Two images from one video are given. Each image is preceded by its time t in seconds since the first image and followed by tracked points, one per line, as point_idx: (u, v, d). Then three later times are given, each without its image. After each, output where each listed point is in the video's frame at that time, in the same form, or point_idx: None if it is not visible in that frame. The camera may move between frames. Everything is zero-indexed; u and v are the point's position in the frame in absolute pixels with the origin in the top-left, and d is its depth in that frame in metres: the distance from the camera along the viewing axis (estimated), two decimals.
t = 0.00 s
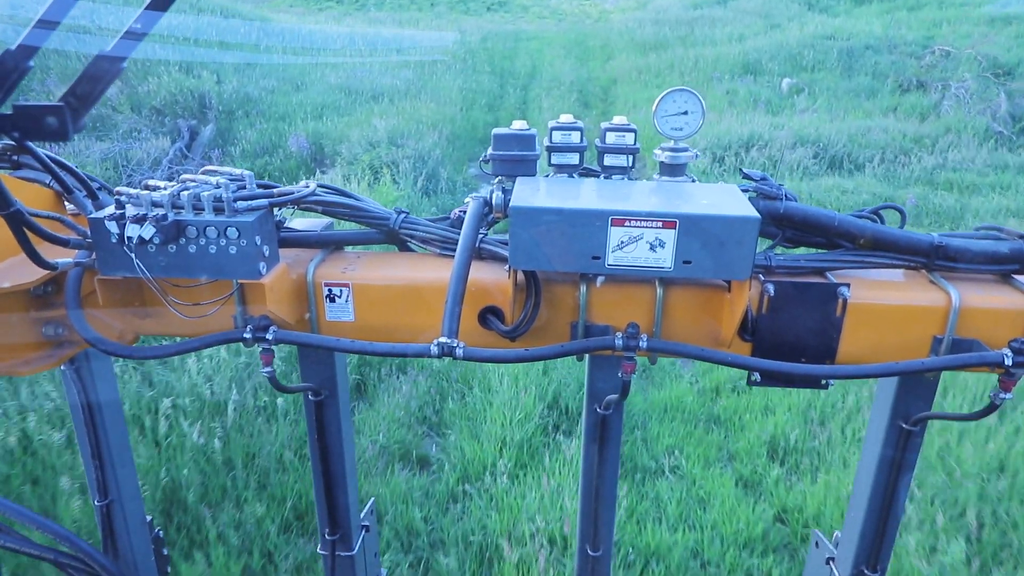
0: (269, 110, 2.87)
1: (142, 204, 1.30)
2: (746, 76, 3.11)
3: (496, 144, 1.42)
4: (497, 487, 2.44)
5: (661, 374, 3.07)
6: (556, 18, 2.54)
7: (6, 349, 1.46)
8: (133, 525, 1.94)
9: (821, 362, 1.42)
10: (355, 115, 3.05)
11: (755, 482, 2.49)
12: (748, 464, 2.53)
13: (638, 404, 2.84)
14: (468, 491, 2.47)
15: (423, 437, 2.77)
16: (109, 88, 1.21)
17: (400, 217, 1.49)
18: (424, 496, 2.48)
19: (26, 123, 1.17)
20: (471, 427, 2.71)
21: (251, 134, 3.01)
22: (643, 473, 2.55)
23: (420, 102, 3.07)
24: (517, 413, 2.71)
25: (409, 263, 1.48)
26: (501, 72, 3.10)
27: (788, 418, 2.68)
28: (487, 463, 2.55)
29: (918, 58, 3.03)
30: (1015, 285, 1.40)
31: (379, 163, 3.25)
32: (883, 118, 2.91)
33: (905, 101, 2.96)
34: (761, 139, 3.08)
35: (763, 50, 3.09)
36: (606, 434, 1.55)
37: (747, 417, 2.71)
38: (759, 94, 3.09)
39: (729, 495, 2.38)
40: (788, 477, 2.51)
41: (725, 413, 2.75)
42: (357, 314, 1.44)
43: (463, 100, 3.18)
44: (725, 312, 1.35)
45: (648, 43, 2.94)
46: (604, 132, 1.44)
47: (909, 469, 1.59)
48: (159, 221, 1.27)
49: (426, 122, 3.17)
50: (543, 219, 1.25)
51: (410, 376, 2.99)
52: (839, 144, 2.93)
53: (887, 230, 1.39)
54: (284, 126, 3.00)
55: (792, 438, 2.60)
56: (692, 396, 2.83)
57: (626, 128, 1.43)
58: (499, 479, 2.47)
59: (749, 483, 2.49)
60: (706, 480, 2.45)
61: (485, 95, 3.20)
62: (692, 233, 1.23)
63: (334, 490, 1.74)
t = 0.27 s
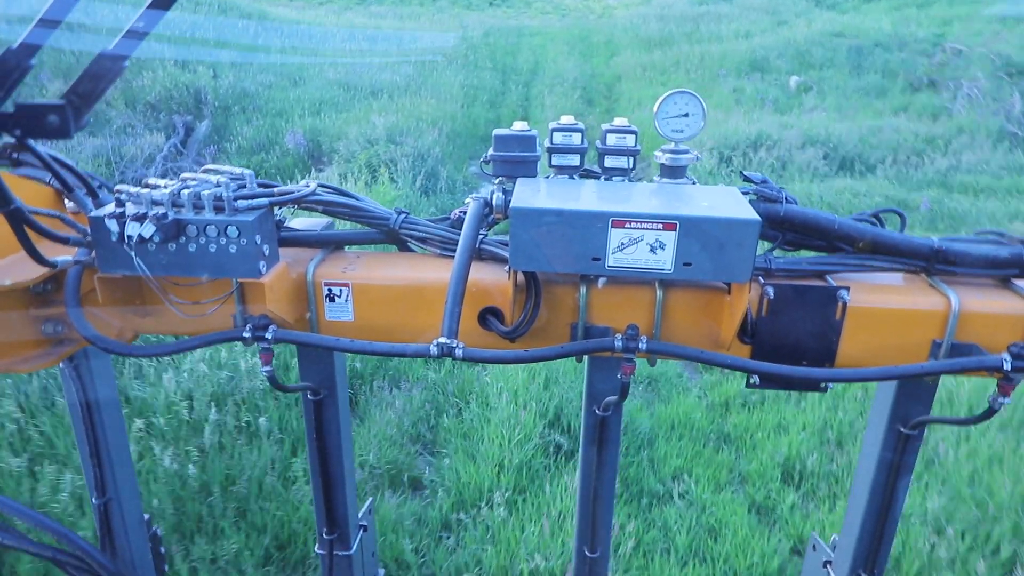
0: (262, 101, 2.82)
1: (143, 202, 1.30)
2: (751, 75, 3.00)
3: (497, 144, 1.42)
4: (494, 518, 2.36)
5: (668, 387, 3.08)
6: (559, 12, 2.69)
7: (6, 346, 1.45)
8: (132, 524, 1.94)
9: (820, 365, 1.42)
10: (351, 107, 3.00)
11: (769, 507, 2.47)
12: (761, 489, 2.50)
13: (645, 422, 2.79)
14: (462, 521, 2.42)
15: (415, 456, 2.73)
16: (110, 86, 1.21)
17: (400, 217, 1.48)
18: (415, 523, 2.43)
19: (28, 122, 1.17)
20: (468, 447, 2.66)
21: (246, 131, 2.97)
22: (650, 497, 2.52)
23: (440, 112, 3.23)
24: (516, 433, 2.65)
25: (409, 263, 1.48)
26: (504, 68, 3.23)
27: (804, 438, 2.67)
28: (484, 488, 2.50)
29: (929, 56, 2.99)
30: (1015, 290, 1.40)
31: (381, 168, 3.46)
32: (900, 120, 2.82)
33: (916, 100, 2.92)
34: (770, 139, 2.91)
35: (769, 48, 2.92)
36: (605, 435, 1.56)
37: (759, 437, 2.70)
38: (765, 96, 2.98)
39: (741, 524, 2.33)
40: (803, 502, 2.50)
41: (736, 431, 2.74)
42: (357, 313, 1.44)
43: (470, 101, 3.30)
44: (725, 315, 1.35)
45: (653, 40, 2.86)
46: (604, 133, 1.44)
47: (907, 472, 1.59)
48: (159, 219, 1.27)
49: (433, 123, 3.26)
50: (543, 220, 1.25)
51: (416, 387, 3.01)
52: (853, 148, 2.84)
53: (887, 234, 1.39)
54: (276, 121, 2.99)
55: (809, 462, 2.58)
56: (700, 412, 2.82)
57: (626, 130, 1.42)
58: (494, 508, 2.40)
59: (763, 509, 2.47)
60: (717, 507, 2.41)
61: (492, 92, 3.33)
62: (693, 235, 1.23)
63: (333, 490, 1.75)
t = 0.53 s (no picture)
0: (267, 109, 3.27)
1: (141, 206, 1.30)
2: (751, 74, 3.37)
3: (495, 145, 1.42)
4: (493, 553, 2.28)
5: (679, 399, 3.05)
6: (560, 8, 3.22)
7: (6, 351, 1.45)
8: (133, 528, 1.94)
9: (820, 362, 1.42)
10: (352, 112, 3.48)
11: (789, 532, 2.41)
12: (781, 512, 2.44)
13: (655, 440, 2.74)
14: (459, 555, 2.33)
15: (409, 482, 2.67)
16: (108, 89, 1.21)
17: (399, 218, 1.49)
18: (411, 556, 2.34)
19: (28, 124, 1.19)
20: (468, 471, 2.61)
21: (241, 130, 3.24)
22: (662, 523, 2.44)
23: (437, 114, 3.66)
24: (518, 458, 2.60)
25: (408, 265, 1.49)
26: (504, 62, 3.71)
27: (822, 455, 2.63)
28: (484, 519, 2.41)
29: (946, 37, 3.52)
30: (1014, 286, 1.40)
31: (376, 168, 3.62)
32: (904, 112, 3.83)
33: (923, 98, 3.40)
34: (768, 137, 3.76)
35: (774, 40, 3.95)
36: (605, 436, 1.55)
37: (776, 454, 2.65)
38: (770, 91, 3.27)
39: (761, 552, 2.27)
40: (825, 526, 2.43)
41: (751, 447, 2.70)
42: (356, 315, 1.44)
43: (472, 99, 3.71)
44: (725, 313, 1.35)
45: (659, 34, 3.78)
46: (603, 133, 1.45)
47: (908, 469, 1.59)
48: (158, 223, 1.28)
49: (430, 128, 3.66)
50: (542, 220, 1.25)
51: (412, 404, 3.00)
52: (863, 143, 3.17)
53: (886, 231, 1.39)
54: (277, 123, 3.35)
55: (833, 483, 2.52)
56: (713, 426, 2.79)
57: (624, 129, 1.43)
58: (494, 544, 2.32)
59: (782, 534, 2.41)
60: (734, 533, 2.34)
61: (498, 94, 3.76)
62: (691, 234, 1.23)
63: (334, 492, 1.75)
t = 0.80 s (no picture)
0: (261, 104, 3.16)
1: (142, 206, 1.30)
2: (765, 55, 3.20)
3: (496, 145, 1.42)
4: None
5: (688, 413, 2.97)
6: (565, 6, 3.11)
7: (6, 351, 1.46)
8: (133, 529, 1.94)
9: (820, 363, 1.42)
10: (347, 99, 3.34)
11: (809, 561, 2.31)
12: (801, 542, 2.34)
13: (665, 459, 2.65)
14: None
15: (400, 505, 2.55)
16: (108, 89, 1.21)
17: (400, 218, 1.49)
18: None
19: (28, 124, 1.18)
20: (466, 494, 2.51)
21: (234, 125, 3.13)
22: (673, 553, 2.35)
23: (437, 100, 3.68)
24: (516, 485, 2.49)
25: (408, 265, 1.49)
26: (504, 54, 3.91)
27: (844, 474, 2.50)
28: (484, 550, 2.32)
29: (950, 35, 3.25)
30: (1014, 286, 1.40)
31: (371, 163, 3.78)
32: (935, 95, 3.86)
33: (938, 83, 3.18)
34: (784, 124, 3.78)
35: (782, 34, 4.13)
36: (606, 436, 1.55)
37: (794, 473, 2.56)
38: (780, 77, 3.21)
39: None
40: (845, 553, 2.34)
41: (768, 468, 2.60)
42: (357, 315, 1.44)
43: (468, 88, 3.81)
44: (725, 313, 1.35)
45: (657, 24, 3.08)
46: (603, 134, 1.45)
47: (908, 470, 1.59)
48: (158, 223, 1.28)
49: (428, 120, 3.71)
50: (542, 221, 1.25)
51: (403, 418, 2.92)
52: (873, 132, 3.18)
53: (886, 232, 1.39)
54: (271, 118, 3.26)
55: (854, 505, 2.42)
56: (725, 443, 2.69)
57: (625, 130, 1.43)
58: None
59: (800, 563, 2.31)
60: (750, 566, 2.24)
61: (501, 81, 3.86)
62: (692, 235, 1.23)
63: (334, 493, 1.75)
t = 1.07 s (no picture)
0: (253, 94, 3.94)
1: (142, 205, 1.29)
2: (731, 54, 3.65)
3: (496, 143, 1.42)
4: None
5: (699, 424, 2.92)
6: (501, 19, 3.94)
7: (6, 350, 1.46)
8: (133, 527, 1.94)
9: (821, 360, 1.42)
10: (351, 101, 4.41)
11: None
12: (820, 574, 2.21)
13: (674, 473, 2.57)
14: None
15: (392, 532, 2.44)
16: (107, 88, 1.21)
17: (400, 216, 1.48)
18: None
19: (26, 123, 1.17)
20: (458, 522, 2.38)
21: (226, 115, 3.82)
22: None
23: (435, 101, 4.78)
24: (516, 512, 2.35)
25: (408, 263, 1.48)
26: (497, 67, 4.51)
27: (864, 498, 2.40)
28: None
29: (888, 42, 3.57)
30: (1014, 284, 1.40)
31: (367, 157, 4.07)
32: (927, 93, 4.39)
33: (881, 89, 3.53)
34: (783, 121, 4.52)
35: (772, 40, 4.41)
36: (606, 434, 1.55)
37: (812, 494, 2.46)
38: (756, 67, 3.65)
39: None
40: None
41: (785, 487, 2.51)
42: (357, 314, 1.44)
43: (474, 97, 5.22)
44: (725, 311, 1.35)
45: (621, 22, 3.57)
46: (603, 132, 1.45)
47: (909, 468, 1.59)
48: (158, 222, 1.27)
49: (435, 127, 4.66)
50: (542, 219, 1.25)
51: (395, 435, 2.83)
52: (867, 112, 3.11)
53: (886, 229, 1.39)
54: (262, 110, 4.04)
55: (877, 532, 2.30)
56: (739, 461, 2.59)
57: (625, 128, 1.43)
58: None
59: None
60: None
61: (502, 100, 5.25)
62: (692, 232, 1.23)
63: (334, 491, 1.75)
